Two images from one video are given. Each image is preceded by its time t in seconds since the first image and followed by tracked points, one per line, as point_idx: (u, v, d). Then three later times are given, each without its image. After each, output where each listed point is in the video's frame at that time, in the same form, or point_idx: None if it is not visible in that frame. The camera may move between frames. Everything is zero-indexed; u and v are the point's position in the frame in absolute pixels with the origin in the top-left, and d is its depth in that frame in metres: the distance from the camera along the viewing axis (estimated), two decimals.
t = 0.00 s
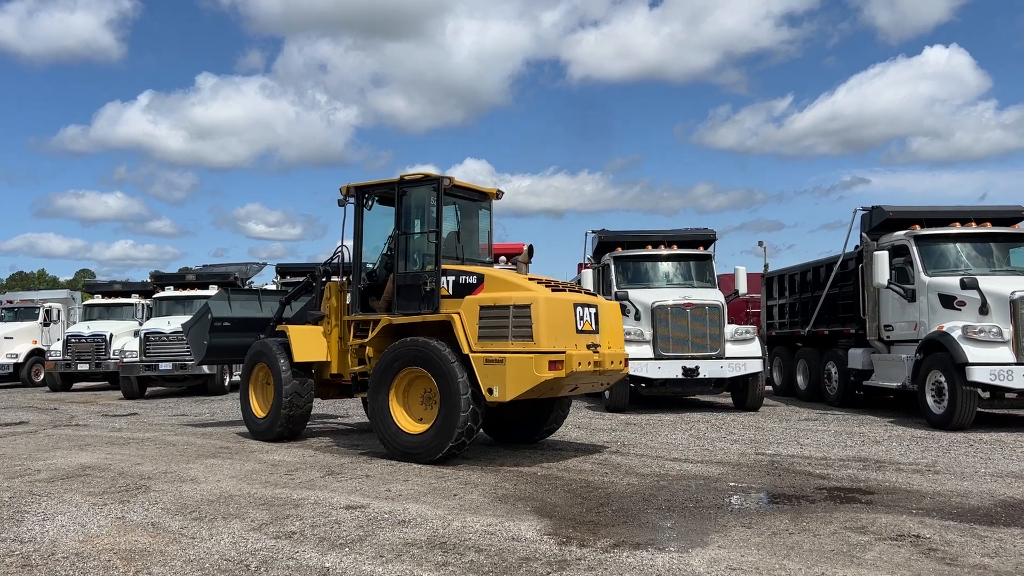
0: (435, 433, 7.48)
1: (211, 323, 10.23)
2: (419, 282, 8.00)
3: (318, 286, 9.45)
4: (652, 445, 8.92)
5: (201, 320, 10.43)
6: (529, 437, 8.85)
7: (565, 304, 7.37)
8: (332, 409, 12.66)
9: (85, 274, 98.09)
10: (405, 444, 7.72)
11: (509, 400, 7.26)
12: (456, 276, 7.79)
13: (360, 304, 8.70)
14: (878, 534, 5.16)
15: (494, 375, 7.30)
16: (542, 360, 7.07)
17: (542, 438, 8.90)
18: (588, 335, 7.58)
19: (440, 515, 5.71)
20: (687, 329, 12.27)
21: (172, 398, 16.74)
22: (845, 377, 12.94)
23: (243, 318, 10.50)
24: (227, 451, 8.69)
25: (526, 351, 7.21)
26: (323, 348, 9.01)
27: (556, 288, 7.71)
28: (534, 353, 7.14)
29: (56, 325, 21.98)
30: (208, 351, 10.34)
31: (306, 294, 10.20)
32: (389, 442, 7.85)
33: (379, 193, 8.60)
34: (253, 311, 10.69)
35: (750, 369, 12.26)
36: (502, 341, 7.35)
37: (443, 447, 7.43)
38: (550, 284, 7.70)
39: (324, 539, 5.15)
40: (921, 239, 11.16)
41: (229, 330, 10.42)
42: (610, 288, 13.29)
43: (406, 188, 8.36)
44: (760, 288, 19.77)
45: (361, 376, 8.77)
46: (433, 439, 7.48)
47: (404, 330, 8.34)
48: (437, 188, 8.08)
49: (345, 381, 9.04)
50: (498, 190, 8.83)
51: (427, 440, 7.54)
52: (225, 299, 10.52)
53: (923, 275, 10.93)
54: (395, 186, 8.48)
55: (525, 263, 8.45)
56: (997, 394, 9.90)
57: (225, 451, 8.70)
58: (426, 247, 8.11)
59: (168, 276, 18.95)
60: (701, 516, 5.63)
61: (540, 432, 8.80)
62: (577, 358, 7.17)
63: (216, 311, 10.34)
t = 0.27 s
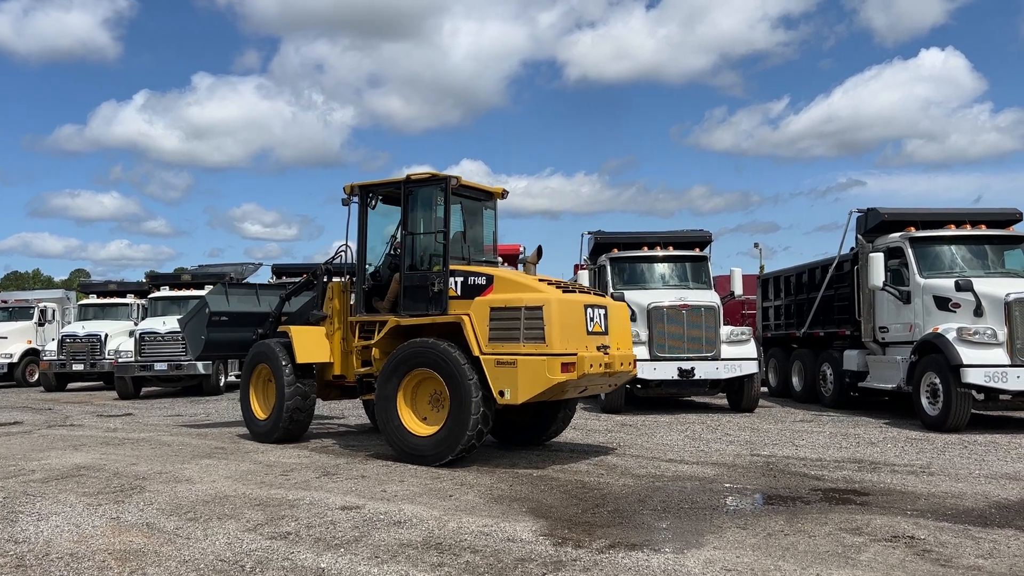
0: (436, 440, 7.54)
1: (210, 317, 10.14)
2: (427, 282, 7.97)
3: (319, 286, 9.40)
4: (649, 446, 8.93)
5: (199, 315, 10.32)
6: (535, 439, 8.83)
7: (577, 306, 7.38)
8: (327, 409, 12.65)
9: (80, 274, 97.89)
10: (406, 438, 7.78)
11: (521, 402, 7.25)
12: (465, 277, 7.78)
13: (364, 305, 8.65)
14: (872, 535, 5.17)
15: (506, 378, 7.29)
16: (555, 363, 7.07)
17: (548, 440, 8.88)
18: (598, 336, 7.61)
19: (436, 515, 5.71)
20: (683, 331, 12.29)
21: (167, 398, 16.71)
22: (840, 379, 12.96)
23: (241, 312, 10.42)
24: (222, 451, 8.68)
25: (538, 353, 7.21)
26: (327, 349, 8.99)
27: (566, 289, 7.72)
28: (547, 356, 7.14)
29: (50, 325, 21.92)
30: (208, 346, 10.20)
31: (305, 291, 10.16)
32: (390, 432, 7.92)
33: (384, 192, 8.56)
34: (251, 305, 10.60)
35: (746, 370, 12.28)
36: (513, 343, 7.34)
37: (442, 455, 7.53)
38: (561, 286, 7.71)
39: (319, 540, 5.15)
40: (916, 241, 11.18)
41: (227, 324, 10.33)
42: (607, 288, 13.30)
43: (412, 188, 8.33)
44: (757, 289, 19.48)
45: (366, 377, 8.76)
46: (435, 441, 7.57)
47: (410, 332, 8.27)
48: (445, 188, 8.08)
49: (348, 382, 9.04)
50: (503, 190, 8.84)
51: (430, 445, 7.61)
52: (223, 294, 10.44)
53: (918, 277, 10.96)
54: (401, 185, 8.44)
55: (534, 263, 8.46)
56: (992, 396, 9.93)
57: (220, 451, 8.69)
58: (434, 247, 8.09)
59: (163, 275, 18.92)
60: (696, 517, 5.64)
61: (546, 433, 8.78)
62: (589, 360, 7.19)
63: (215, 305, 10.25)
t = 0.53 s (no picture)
0: (440, 445, 7.52)
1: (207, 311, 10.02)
2: (438, 283, 7.98)
3: (322, 285, 9.38)
4: (643, 448, 8.95)
5: (196, 308, 10.18)
6: (543, 442, 8.84)
7: (592, 309, 7.36)
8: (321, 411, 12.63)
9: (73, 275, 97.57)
10: (408, 433, 7.77)
11: (535, 406, 7.19)
12: (477, 279, 7.76)
13: (372, 306, 8.62)
14: (866, 537, 5.19)
15: (520, 381, 7.24)
16: (570, 366, 7.04)
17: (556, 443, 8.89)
18: (611, 339, 7.61)
19: (430, 517, 5.70)
20: (677, 333, 12.31)
21: (161, 399, 16.67)
22: (833, 381, 13.00)
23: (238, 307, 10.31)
24: (216, 452, 8.66)
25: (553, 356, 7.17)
26: (332, 351, 8.97)
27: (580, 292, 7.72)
28: (562, 359, 7.10)
29: (43, 326, 21.84)
30: (205, 339, 10.07)
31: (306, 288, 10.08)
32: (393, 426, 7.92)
33: (391, 191, 8.56)
34: (248, 300, 10.53)
35: (740, 373, 12.31)
36: (528, 346, 7.30)
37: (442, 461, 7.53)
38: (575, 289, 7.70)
39: (312, 542, 5.14)
40: (910, 243, 11.22)
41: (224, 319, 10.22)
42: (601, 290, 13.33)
43: (423, 188, 8.33)
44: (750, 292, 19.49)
45: (374, 380, 8.65)
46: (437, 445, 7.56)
47: (421, 334, 8.24)
48: (457, 189, 8.09)
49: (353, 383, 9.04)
50: (512, 190, 8.85)
51: (431, 448, 7.60)
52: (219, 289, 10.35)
53: (911, 279, 11.00)
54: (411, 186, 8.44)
55: (547, 265, 8.50)
56: (985, 399, 9.96)
57: (213, 452, 8.67)
58: (445, 249, 8.10)
59: (157, 276, 18.88)
60: (690, 519, 5.64)
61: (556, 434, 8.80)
62: (604, 363, 7.17)
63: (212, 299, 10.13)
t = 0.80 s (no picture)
0: (448, 450, 7.46)
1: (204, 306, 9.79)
2: (452, 285, 7.93)
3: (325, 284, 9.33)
4: (635, 451, 8.97)
5: (193, 303, 9.98)
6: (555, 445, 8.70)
7: (610, 312, 7.35)
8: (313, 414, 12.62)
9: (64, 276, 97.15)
10: (417, 428, 7.70)
11: (555, 410, 7.15)
12: (492, 281, 7.69)
13: (381, 308, 8.55)
14: (856, 540, 5.21)
15: (540, 385, 7.19)
16: (591, 370, 7.01)
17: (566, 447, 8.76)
18: (627, 342, 7.61)
19: (421, 520, 5.70)
20: (669, 338, 12.34)
21: (151, 402, 16.60)
22: (824, 385, 13.04)
23: (236, 301, 10.07)
24: (207, 455, 8.64)
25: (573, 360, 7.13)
26: (338, 354, 8.93)
27: (597, 294, 7.69)
28: (583, 363, 7.07)
29: (33, 328, 21.75)
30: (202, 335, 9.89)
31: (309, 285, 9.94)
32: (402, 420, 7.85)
33: (401, 191, 8.52)
34: (246, 294, 10.29)
35: (731, 376, 12.35)
36: (547, 349, 7.24)
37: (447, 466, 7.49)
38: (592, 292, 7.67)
39: (304, 545, 5.13)
40: (901, 247, 11.27)
41: (220, 313, 9.98)
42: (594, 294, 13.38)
43: (434, 188, 8.29)
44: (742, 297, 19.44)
45: (383, 384, 8.53)
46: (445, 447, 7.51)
47: (434, 336, 8.18)
48: (471, 189, 8.07)
49: (359, 387, 8.98)
50: (522, 192, 8.86)
51: (439, 450, 7.54)
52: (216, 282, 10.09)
53: (902, 283, 11.05)
54: (424, 186, 8.40)
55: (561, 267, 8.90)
56: (974, 402, 10.00)
57: (204, 455, 8.64)
58: (459, 250, 8.06)
59: (148, 278, 18.82)
60: (680, 522, 5.65)
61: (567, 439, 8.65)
62: (623, 367, 7.17)
63: (210, 293, 9.90)
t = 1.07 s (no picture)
0: (459, 453, 7.36)
1: (199, 301, 9.69)
2: (466, 288, 7.81)
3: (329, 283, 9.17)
4: (626, 455, 8.98)
5: (188, 298, 9.85)
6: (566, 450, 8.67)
7: (629, 316, 7.27)
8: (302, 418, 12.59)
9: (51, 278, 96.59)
10: (429, 424, 7.57)
11: (575, 414, 7.03)
12: (508, 283, 7.61)
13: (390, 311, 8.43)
14: (843, 544, 5.23)
15: (560, 389, 7.07)
16: (612, 374, 6.91)
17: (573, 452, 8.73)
18: (644, 346, 7.54)
19: (410, 524, 5.69)
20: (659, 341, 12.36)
21: (139, 405, 16.52)
22: (813, 389, 13.09)
23: (232, 297, 9.96)
24: (195, 459, 8.59)
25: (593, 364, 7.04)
26: (344, 357, 8.80)
27: (614, 297, 7.62)
28: (604, 367, 6.97)
29: (20, 330, 21.61)
30: (196, 331, 9.75)
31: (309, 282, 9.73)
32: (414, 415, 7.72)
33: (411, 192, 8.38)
34: (242, 289, 10.18)
35: (721, 380, 12.38)
36: (567, 353, 7.14)
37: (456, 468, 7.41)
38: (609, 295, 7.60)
39: (292, 549, 5.11)
40: (889, 252, 11.34)
41: (216, 309, 9.87)
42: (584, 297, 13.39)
43: (447, 189, 8.15)
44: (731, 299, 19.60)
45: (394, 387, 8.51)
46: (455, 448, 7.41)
47: (446, 338, 8.09)
48: (485, 190, 7.94)
49: (364, 391, 8.83)
50: (532, 193, 8.77)
51: (450, 452, 7.43)
52: (212, 277, 10.00)
53: (890, 288, 11.12)
54: (435, 186, 8.25)
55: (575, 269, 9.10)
56: (961, 406, 10.06)
57: (192, 459, 8.60)
58: (472, 252, 7.94)
59: (137, 280, 18.73)
60: (668, 526, 5.66)
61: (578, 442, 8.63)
62: (643, 371, 7.07)
63: (206, 288, 9.79)
